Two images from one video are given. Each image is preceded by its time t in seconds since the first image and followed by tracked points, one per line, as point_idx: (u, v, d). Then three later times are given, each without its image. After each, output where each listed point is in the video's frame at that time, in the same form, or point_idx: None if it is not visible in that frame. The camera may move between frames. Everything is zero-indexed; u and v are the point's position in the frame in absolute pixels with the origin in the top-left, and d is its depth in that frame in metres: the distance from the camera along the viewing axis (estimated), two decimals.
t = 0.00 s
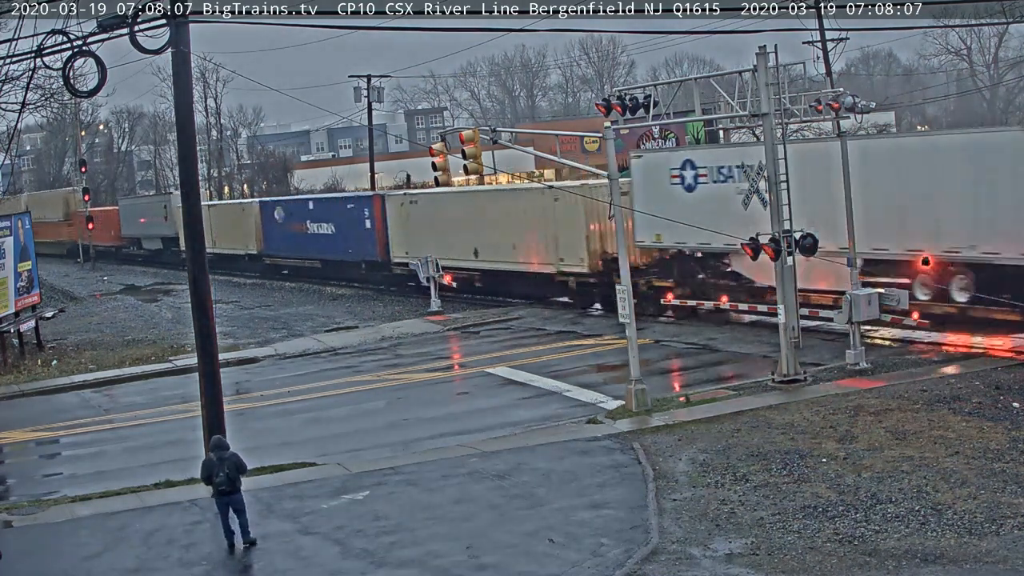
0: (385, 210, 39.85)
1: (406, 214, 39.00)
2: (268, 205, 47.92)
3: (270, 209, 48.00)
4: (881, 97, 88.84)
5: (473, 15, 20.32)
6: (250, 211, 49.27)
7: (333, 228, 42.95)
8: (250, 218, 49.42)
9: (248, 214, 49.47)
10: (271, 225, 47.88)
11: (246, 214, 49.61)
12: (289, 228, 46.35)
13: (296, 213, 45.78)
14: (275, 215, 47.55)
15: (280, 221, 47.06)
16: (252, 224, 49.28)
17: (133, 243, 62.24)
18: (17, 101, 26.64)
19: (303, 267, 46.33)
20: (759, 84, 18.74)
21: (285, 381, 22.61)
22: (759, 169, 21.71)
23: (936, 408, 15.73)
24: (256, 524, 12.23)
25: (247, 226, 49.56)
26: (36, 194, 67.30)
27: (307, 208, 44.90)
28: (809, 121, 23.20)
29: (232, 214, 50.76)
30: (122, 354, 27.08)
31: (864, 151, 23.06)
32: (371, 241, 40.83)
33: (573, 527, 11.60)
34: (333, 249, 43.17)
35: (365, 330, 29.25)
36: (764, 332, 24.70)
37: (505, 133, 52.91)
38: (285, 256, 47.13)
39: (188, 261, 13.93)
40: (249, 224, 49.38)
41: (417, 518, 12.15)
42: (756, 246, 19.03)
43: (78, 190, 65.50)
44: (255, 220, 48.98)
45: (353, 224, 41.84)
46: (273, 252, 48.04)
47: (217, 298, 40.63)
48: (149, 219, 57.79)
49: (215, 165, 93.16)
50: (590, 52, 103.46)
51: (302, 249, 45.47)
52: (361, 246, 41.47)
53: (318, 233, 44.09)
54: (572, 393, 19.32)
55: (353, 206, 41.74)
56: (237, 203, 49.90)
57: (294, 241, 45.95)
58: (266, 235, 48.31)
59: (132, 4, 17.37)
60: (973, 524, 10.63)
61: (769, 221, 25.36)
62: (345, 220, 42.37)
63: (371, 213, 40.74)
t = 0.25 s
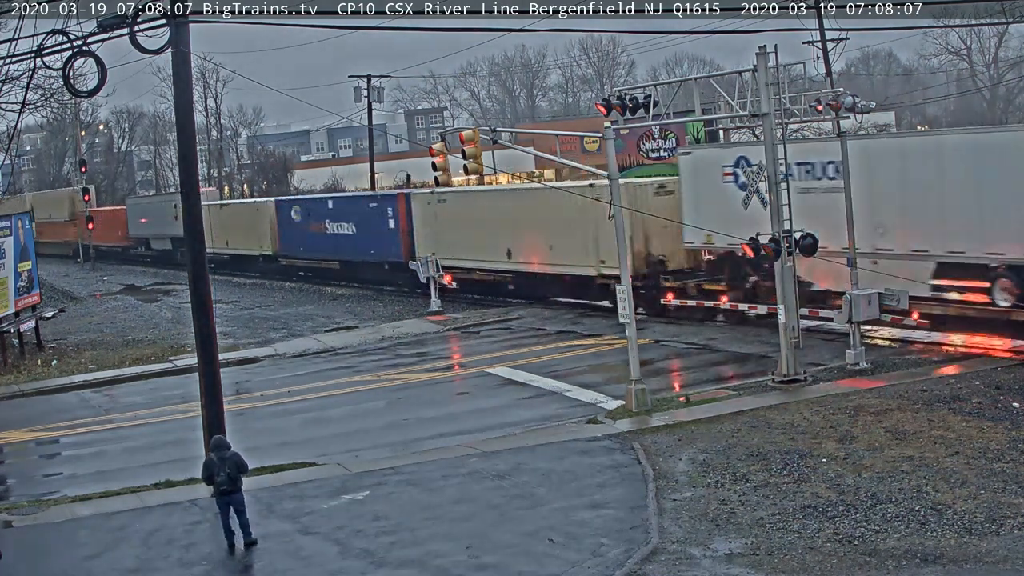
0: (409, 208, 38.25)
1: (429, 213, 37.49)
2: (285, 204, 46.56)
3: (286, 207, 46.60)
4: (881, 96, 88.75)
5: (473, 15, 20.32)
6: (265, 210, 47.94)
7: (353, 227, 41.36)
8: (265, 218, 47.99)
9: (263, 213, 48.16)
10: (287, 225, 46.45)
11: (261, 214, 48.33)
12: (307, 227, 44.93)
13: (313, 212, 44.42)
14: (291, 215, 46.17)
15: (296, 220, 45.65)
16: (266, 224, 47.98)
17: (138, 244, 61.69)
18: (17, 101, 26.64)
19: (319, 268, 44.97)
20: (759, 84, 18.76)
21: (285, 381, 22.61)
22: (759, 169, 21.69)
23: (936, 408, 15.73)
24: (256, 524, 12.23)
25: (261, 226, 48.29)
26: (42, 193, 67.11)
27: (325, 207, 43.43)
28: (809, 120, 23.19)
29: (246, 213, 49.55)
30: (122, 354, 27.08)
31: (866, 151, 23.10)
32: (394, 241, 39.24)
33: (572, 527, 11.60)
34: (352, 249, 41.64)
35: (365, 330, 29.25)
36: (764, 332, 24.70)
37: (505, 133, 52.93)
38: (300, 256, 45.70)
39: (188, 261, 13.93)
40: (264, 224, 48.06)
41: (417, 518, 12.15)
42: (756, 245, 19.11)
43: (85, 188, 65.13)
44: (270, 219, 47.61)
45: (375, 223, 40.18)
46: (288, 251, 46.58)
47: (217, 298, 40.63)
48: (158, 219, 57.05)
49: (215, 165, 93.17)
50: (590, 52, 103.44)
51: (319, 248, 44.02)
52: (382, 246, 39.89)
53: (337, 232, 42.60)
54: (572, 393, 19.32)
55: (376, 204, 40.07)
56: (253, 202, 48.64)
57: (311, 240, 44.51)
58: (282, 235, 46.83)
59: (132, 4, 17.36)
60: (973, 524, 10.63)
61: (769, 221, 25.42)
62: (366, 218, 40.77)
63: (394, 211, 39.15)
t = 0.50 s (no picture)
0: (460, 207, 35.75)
1: (482, 212, 35.16)
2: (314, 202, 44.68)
3: (319, 207, 44.38)
4: (881, 97, 88.89)
5: (473, 15, 20.32)
6: (292, 209, 46.07)
7: (397, 227, 38.82)
8: (294, 217, 45.99)
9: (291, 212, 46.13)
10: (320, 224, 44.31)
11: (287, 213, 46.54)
12: (344, 227, 42.58)
13: (352, 213, 41.93)
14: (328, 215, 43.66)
15: (332, 221, 43.35)
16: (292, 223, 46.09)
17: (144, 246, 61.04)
18: (17, 101, 26.64)
19: (356, 271, 42.57)
20: (759, 83, 18.78)
21: (284, 381, 22.62)
22: (759, 169, 21.69)
23: (936, 408, 15.73)
24: (256, 523, 12.23)
25: (286, 226, 46.47)
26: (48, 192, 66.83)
27: (365, 206, 40.98)
28: (809, 121, 23.19)
29: (270, 213, 47.63)
30: (122, 354, 27.08)
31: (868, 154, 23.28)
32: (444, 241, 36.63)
33: (573, 527, 11.60)
34: (396, 250, 39.07)
35: (365, 330, 29.25)
36: (764, 332, 24.70)
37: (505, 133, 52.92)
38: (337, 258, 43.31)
39: (188, 261, 13.95)
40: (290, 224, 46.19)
41: (417, 518, 12.15)
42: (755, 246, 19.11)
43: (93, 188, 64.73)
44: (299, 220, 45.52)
45: (422, 223, 37.63)
46: (323, 253, 44.24)
47: (217, 298, 40.64)
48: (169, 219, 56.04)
49: (215, 165, 93.19)
50: (590, 52, 103.50)
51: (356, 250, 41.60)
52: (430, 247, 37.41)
53: (379, 233, 40.10)
54: (572, 393, 19.32)
55: (421, 203, 37.47)
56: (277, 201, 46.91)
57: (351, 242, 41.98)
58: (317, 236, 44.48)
59: (132, 4, 17.37)
60: (973, 524, 10.62)
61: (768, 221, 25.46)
62: (411, 218, 38.16)
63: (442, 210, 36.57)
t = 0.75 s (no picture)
0: (483, 207, 34.67)
1: (505, 211, 34.20)
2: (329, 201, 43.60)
3: (336, 206, 43.38)
4: (880, 98, 88.93)
5: (473, 15, 20.31)
6: (305, 209, 45.06)
7: (418, 227, 37.83)
8: (308, 216, 44.97)
9: (306, 212, 45.08)
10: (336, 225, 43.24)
11: (301, 212, 45.45)
12: (360, 227, 41.62)
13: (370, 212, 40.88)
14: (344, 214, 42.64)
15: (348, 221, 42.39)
16: (308, 223, 45.02)
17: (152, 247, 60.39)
18: (17, 101, 26.63)
19: (356, 270, 42.53)
20: (759, 83, 18.78)
21: (284, 381, 22.62)
22: (758, 169, 21.69)
23: (936, 408, 15.73)
24: (256, 524, 12.23)
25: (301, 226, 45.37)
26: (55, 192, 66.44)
27: (383, 204, 39.95)
28: (809, 121, 23.19)
29: (283, 212, 46.55)
30: (122, 354, 27.08)
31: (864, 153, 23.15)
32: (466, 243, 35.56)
33: (572, 527, 11.60)
34: (418, 251, 38.03)
35: (365, 330, 29.25)
36: (764, 332, 24.70)
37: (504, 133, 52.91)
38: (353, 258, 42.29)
39: (188, 262, 13.96)
40: (304, 223, 45.14)
41: (417, 518, 12.15)
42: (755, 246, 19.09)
43: (100, 186, 64.13)
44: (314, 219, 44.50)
45: (443, 223, 36.60)
46: (339, 253, 43.26)
47: (217, 298, 40.64)
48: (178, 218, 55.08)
49: (216, 165, 93.22)
50: (590, 52, 103.52)
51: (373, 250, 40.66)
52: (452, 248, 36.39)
53: (399, 233, 39.08)
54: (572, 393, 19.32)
55: (443, 202, 36.40)
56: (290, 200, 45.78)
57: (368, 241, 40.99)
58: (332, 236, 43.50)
59: (132, 4, 17.36)
60: (973, 524, 10.62)
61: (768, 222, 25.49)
62: (432, 218, 37.12)
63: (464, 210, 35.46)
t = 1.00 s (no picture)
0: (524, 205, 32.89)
1: (547, 211, 32.40)
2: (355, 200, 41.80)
3: (358, 205, 41.55)
4: (881, 98, 88.91)
5: (473, 15, 20.29)
6: (329, 209, 43.22)
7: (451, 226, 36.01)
8: (331, 216, 43.19)
9: (329, 212, 43.29)
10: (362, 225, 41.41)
11: (323, 212, 43.69)
12: (387, 227, 39.79)
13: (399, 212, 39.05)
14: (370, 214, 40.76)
15: (372, 220, 40.54)
16: (331, 223, 43.21)
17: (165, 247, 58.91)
18: (17, 101, 26.62)
19: (356, 271, 42.58)
20: (759, 83, 18.79)
21: (284, 382, 22.61)
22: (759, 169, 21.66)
23: (936, 408, 15.73)
24: (256, 524, 12.23)
25: (323, 227, 43.62)
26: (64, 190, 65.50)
27: (412, 204, 38.12)
28: (809, 120, 23.17)
29: (306, 212, 44.77)
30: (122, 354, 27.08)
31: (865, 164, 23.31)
32: (506, 243, 33.72)
33: (572, 527, 11.60)
34: (451, 251, 36.23)
35: (365, 330, 29.25)
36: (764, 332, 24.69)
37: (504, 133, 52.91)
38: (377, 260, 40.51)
39: (188, 262, 13.95)
40: (326, 224, 43.34)
41: (417, 518, 12.15)
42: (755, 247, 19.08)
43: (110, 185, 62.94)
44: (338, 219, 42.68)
45: (480, 222, 34.81)
46: (363, 254, 41.39)
47: (217, 298, 40.64)
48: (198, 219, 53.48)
49: (216, 166, 93.24)
50: (590, 52, 103.55)
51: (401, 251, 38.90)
52: (488, 249, 34.59)
53: (431, 233, 37.23)
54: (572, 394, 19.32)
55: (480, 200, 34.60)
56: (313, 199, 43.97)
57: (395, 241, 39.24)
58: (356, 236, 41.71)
59: (132, 4, 17.36)
60: (973, 524, 10.62)
61: (768, 221, 25.53)
62: (469, 217, 35.24)
63: (504, 210, 33.66)
